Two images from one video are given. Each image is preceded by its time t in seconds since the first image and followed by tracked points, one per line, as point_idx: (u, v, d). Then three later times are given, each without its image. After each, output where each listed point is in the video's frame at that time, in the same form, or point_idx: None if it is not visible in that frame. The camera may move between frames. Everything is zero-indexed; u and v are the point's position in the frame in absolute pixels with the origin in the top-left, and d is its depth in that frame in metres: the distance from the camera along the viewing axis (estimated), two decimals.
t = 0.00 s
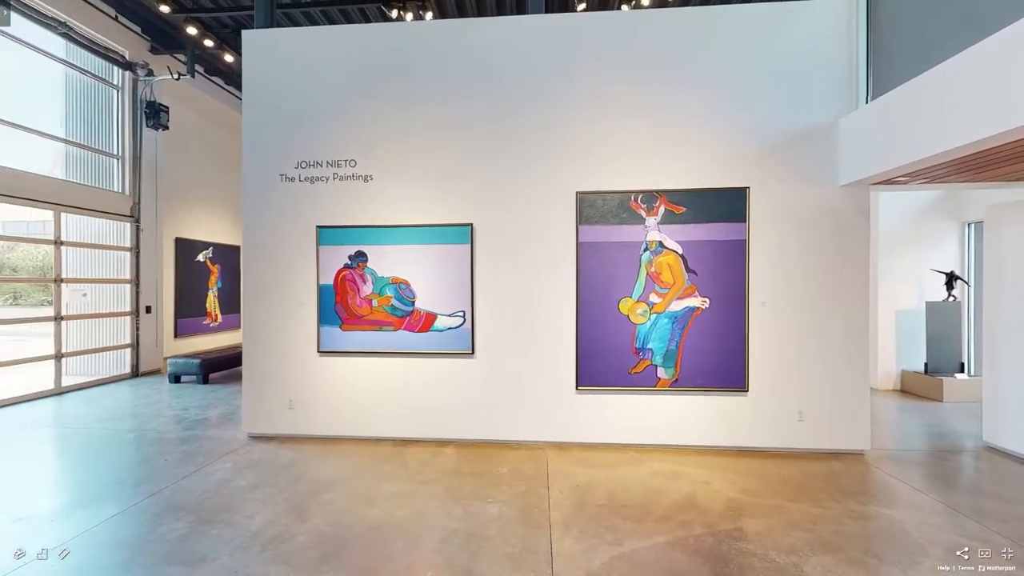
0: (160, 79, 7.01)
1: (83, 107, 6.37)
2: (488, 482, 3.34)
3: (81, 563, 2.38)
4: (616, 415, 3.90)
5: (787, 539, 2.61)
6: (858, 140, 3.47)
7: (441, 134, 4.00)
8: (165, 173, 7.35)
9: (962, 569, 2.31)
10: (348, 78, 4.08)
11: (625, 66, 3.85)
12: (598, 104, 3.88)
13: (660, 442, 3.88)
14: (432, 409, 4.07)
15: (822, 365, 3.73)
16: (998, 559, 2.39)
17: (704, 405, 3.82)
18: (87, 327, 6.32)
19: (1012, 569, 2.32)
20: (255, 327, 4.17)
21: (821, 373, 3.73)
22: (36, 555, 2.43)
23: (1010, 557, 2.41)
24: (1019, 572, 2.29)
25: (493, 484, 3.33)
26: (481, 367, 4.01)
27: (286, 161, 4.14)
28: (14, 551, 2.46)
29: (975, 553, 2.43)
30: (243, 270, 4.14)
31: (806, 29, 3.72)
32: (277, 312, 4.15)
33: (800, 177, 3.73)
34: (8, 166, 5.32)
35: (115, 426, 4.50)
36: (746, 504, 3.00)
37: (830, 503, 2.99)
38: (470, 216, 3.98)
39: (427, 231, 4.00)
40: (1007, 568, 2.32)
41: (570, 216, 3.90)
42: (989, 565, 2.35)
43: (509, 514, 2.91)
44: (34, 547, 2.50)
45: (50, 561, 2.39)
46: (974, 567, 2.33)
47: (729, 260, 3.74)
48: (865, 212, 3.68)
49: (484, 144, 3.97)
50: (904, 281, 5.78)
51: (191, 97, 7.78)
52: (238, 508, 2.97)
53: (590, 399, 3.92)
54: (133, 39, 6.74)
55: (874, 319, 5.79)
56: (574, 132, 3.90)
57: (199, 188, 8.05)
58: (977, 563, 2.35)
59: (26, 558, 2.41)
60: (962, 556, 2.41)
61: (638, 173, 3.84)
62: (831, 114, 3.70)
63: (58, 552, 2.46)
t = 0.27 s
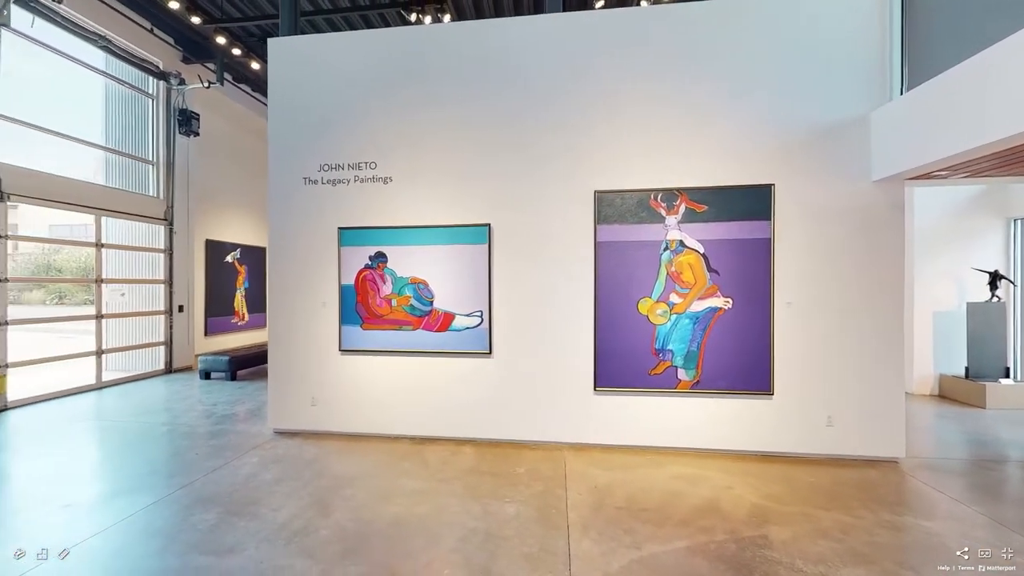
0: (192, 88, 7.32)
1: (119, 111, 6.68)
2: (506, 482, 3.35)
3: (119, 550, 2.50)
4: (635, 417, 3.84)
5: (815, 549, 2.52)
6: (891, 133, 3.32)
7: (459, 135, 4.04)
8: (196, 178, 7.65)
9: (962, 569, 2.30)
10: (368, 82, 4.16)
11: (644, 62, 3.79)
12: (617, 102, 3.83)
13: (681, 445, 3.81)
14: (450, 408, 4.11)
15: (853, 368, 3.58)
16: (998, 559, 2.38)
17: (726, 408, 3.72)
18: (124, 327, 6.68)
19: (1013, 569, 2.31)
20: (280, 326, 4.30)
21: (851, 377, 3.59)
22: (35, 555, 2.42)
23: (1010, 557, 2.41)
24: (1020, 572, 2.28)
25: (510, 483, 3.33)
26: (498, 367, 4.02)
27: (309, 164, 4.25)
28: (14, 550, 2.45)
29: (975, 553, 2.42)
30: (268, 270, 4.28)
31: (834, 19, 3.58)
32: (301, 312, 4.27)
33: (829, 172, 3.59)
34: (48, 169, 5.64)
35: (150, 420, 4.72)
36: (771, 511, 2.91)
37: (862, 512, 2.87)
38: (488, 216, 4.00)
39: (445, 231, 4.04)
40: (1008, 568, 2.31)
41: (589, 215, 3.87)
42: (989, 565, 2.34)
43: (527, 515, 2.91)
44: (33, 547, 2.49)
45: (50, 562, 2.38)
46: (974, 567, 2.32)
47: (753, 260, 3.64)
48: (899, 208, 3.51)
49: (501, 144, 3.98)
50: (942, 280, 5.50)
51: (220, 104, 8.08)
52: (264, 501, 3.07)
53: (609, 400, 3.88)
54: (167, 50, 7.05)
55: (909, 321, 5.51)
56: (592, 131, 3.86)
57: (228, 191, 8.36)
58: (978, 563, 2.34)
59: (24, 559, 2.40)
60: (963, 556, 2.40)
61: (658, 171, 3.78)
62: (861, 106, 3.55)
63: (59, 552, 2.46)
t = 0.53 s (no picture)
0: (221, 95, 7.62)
1: (158, 124, 7.02)
2: (523, 482, 3.35)
3: (153, 539, 2.61)
4: (655, 420, 3.78)
5: (845, 559, 2.42)
6: (927, 125, 3.17)
7: (477, 136, 4.06)
8: (225, 182, 7.95)
9: (962, 569, 2.29)
10: (387, 86, 4.23)
11: (663, 58, 3.72)
12: (635, 100, 3.77)
13: (702, 449, 3.72)
14: (468, 408, 4.13)
15: (885, 371, 3.43)
16: (998, 559, 2.38)
17: (750, 411, 3.62)
18: (159, 324, 6.96)
19: (1012, 569, 2.31)
20: (304, 325, 4.42)
21: (884, 380, 3.43)
22: (35, 555, 2.42)
23: (1010, 557, 2.40)
24: (1019, 572, 2.27)
25: (528, 483, 3.33)
26: (515, 367, 4.02)
27: (331, 167, 4.36)
28: (14, 551, 2.45)
29: (975, 553, 2.42)
30: (292, 271, 4.40)
31: (864, 8, 3.43)
32: (324, 311, 4.37)
33: (859, 168, 3.44)
34: (93, 178, 5.95)
35: (183, 415, 4.92)
36: (798, 519, 2.81)
37: (895, 522, 2.74)
38: (505, 216, 4.01)
39: (464, 232, 4.06)
40: (1007, 568, 2.31)
41: (607, 214, 3.83)
42: (989, 564, 2.33)
43: (544, 515, 2.90)
44: (32, 547, 2.48)
45: (48, 562, 2.37)
46: (974, 567, 2.32)
47: (778, 259, 3.53)
48: (937, 204, 3.34)
49: (518, 144, 3.98)
50: (984, 280, 5.20)
51: (245, 110, 8.37)
52: (288, 495, 3.16)
53: (628, 402, 3.83)
54: (197, 60, 7.35)
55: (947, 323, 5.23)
56: (611, 129, 3.82)
57: (254, 194, 8.64)
58: (977, 563, 2.33)
59: (23, 559, 2.39)
60: (962, 556, 2.40)
61: (679, 168, 3.70)
62: (894, 98, 3.40)
63: (58, 553, 2.45)
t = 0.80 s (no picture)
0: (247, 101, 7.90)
1: (190, 131, 7.32)
2: (541, 482, 3.34)
3: (184, 529, 2.72)
4: (675, 422, 3.70)
5: (877, 571, 2.32)
6: (966, 116, 3.00)
7: (494, 137, 4.07)
8: (252, 185, 8.23)
9: (962, 569, 2.29)
10: (406, 89, 4.29)
11: (683, 53, 3.65)
12: (654, 97, 3.71)
13: (724, 453, 3.63)
14: (486, 408, 4.15)
15: (921, 375, 3.27)
16: (998, 559, 2.36)
17: (775, 415, 3.50)
18: (191, 323, 7.25)
19: (1012, 569, 2.29)
20: (326, 324, 4.52)
21: (920, 385, 3.27)
22: (35, 555, 2.42)
23: (1010, 556, 2.39)
24: (1020, 572, 2.26)
25: (545, 484, 3.32)
26: (532, 367, 4.01)
27: (352, 170, 4.45)
28: (14, 551, 2.45)
29: (975, 553, 2.40)
30: (315, 272, 4.51)
31: None
32: (345, 311, 4.47)
33: (893, 162, 3.29)
34: (130, 183, 6.25)
35: (213, 410, 5.11)
36: (827, 528, 2.70)
37: (933, 533, 2.61)
38: (522, 216, 4.01)
39: (481, 232, 4.08)
40: (1008, 568, 2.30)
41: (626, 213, 3.77)
42: (989, 565, 2.32)
43: (562, 516, 2.89)
44: (33, 547, 2.49)
45: (48, 562, 2.37)
46: (974, 567, 2.31)
47: (805, 258, 3.40)
48: (978, 199, 3.16)
49: (535, 144, 3.97)
50: None
51: (269, 115, 8.64)
52: (311, 490, 3.24)
53: (647, 403, 3.77)
54: (226, 68, 7.64)
55: (989, 325, 4.95)
56: (629, 127, 3.77)
57: (279, 197, 8.92)
58: (977, 563, 2.32)
59: (24, 559, 2.40)
60: (962, 556, 2.39)
61: (701, 166, 3.62)
62: (930, 89, 3.24)
63: (58, 552, 2.45)
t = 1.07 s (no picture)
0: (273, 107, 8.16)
1: (219, 137, 7.60)
2: (559, 483, 3.32)
3: (214, 520, 2.82)
4: (696, 425, 3.62)
5: None
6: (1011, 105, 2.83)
7: (512, 137, 4.08)
8: (277, 188, 8.48)
9: (962, 569, 2.29)
10: (424, 91, 4.34)
11: (704, 48, 3.57)
12: (674, 93, 3.65)
13: (748, 458, 3.53)
14: (503, 407, 4.16)
15: (961, 380, 3.10)
16: (998, 560, 2.36)
17: (802, 420, 3.38)
18: (220, 322, 7.54)
19: (1013, 569, 2.28)
20: (348, 323, 4.62)
21: (959, 390, 3.10)
22: (36, 555, 2.43)
23: (1010, 557, 2.39)
24: (1020, 572, 2.25)
25: (563, 485, 3.30)
26: (550, 368, 4.00)
27: (372, 172, 4.53)
28: (14, 551, 2.46)
29: (975, 553, 2.41)
30: (337, 272, 4.61)
31: None
32: (366, 310, 4.55)
33: (929, 156, 3.13)
34: (164, 188, 6.53)
35: (240, 406, 5.29)
36: (858, 537, 2.60)
37: (973, 547, 2.47)
38: (540, 216, 4.00)
39: (499, 232, 4.09)
40: (1008, 568, 2.29)
41: (645, 212, 3.72)
42: (990, 565, 2.32)
43: (580, 518, 2.86)
44: (34, 547, 2.49)
45: (47, 562, 2.37)
46: (974, 567, 2.31)
47: (834, 257, 3.27)
48: None
49: (552, 143, 3.96)
50: None
51: (294, 120, 8.89)
52: (333, 485, 3.32)
53: (667, 406, 3.70)
54: (253, 75, 7.90)
55: None
56: (649, 125, 3.71)
57: (303, 200, 9.17)
58: (977, 563, 2.32)
59: (24, 559, 2.40)
60: (962, 556, 2.39)
61: (723, 163, 3.53)
62: (970, 78, 3.07)
63: (59, 552, 2.46)
